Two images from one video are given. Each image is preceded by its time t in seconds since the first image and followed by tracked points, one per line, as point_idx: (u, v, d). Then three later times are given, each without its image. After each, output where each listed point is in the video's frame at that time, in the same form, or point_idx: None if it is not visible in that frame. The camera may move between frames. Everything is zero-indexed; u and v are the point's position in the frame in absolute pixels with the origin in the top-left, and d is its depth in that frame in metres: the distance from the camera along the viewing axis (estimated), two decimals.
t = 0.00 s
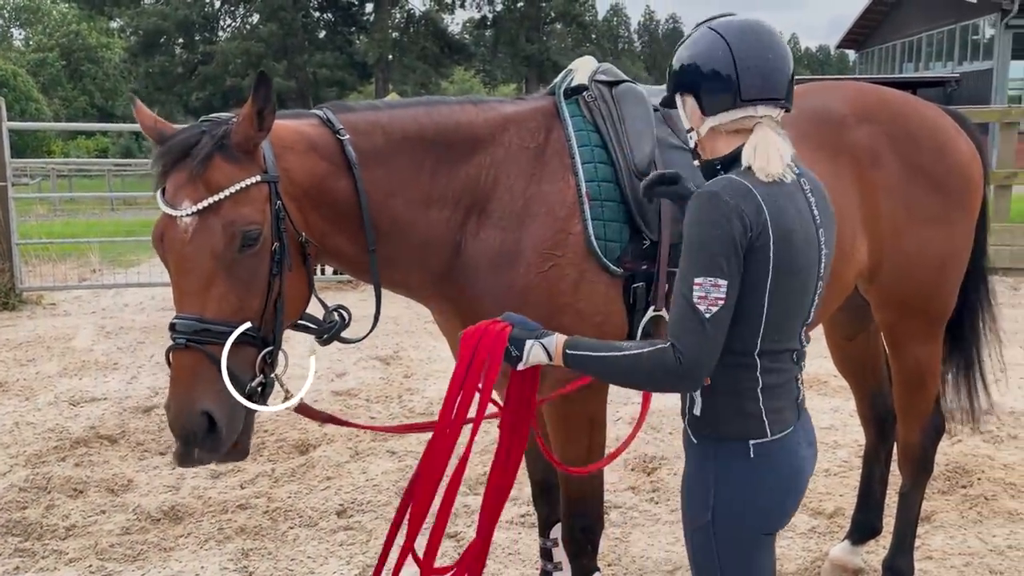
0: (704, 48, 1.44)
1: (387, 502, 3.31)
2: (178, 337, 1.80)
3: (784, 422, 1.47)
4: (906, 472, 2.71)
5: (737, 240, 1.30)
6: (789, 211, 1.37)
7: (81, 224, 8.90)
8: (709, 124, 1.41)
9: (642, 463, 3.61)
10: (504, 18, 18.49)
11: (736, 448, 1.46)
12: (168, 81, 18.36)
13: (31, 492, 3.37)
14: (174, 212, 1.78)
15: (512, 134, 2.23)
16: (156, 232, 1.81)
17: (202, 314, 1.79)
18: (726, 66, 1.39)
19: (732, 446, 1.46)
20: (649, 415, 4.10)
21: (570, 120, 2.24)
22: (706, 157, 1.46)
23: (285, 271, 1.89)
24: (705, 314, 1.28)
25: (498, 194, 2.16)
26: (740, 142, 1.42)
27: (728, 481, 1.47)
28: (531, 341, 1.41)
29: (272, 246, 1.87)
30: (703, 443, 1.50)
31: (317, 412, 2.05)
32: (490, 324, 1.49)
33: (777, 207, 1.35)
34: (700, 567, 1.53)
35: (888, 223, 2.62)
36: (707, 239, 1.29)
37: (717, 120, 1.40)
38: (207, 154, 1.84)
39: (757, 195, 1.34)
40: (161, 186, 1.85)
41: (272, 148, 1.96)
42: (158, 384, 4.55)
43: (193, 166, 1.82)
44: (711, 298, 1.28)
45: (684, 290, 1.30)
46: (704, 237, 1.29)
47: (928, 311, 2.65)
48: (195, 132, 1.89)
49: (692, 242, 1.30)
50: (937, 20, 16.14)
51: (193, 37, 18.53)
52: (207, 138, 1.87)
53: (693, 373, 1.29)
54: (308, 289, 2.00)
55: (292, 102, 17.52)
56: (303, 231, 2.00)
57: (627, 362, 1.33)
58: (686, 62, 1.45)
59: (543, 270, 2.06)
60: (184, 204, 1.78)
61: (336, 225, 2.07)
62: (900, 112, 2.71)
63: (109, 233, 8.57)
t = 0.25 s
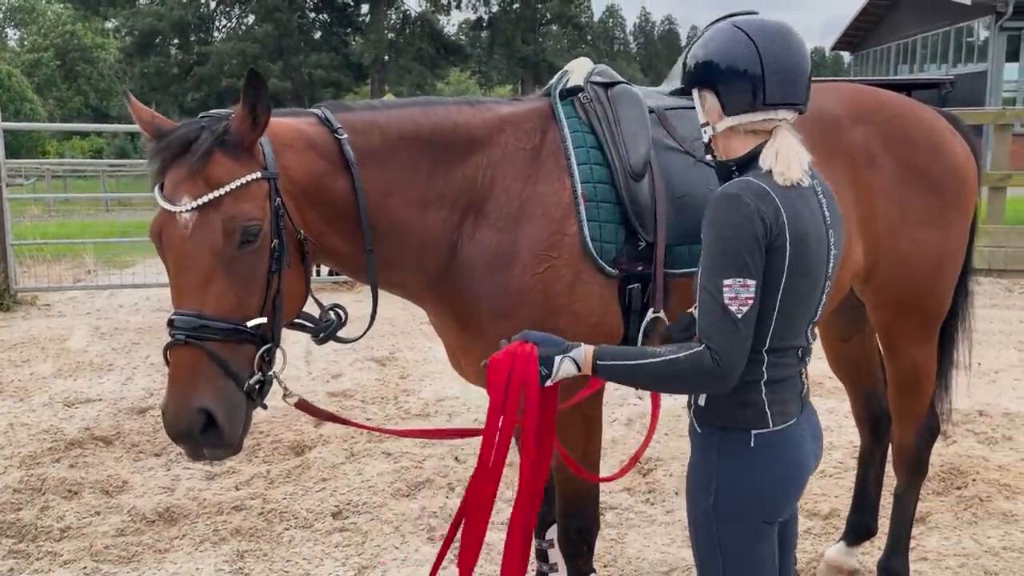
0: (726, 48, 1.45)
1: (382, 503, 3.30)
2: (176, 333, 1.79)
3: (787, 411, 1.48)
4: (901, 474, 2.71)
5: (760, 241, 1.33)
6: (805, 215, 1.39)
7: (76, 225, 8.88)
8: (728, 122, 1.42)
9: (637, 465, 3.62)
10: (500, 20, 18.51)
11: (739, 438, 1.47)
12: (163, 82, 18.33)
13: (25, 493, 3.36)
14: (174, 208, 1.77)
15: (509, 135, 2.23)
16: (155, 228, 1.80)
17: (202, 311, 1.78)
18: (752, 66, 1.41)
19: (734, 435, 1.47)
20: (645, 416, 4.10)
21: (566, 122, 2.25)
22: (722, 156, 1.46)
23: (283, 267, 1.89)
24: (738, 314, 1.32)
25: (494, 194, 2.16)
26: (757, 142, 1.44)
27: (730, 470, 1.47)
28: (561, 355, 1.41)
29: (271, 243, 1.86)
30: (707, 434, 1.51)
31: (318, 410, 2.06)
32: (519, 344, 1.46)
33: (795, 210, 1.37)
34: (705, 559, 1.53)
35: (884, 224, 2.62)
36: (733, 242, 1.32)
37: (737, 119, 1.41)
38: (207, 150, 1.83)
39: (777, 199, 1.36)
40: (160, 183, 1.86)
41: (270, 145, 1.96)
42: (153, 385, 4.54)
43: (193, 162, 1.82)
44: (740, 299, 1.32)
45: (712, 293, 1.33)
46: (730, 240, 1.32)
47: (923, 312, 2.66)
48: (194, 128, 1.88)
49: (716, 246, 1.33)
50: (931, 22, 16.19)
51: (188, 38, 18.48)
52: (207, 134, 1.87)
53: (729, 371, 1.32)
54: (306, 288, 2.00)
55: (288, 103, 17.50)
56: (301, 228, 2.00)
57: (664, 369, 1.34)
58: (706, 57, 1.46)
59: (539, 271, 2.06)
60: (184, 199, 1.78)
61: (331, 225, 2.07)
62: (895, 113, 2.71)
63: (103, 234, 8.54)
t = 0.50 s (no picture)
0: (750, 43, 1.45)
1: (380, 504, 3.30)
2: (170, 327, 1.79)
3: (806, 402, 1.49)
4: (898, 474, 2.71)
5: (786, 241, 1.33)
6: (827, 214, 1.40)
7: (73, 225, 8.87)
8: (751, 122, 1.43)
9: (634, 465, 3.61)
10: (497, 20, 18.51)
11: (758, 427, 1.48)
12: (160, 82, 18.31)
13: (22, 494, 3.36)
14: (170, 200, 1.77)
15: (506, 135, 2.23)
16: (151, 221, 1.80)
17: (195, 304, 1.78)
18: (776, 64, 1.41)
19: (755, 425, 1.48)
20: (643, 417, 4.11)
21: (564, 122, 2.25)
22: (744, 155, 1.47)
23: (278, 263, 1.89)
24: (765, 312, 1.32)
25: (492, 195, 2.16)
26: (778, 142, 1.45)
27: (748, 458, 1.48)
28: (594, 354, 1.41)
29: (266, 238, 1.86)
30: (728, 422, 1.51)
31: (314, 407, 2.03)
32: (553, 348, 1.47)
33: (819, 210, 1.39)
34: (711, 547, 1.53)
35: (881, 225, 2.63)
36: (760, 240, 1.32)
37: (762, 119, 1.42)
38: (205, 144, 1.83)
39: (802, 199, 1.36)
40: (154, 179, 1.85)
41: (269, 141, 1.96)
42: (150, 385, 4.53)
43: (191, 156, 1.82)
44: (768, 296, 1.32)
45: (740, 291, 1.33)
46: (757, 238, 1.33)
47: (920, 313, 2.66)
48: (191, 123, 1.88)
49: (742, 244, 1.34)
50: (928, 24, 16.22)
51: (185, 38, 18.45)
52: (205, 128, 1.87)
53: (760, 367, 1.33)
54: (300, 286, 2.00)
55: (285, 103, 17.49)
56: (297, 225, 1.99)
57: (692, 365, 1.34)
58: (730, 52, 1.46)
59: (536, 271, 2.06)
60: (180, 192, 1.77)
61: (328, 224, 2.06)
62: (893, 114, 2.72)
63: (100, 234, 8.53)
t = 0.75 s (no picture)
0: (779, 55, 1.49)
1: (377, 505, 3.30)
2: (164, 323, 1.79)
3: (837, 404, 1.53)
4: (896, 474, 2.72)
5: (830, 256, 1.39)
6: (862, 226, 1.46)
7: (70, 225, 8.85)
8: (791, 134, 1.48)
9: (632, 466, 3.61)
10: (495, 21, 18.50)
11: (794, 428, 1.51)
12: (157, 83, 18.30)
13: (18, 494, 3.35)
14: (166, 197, 1.77)
15: (505, 135, 2.23)
16: (147, 218, 1.80)
17: (188, 301, 1.78)
18: (808, 75, 1.46)
19: (791, 425, 1.51)
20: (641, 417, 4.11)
21: (562, 122, 2.25)
22: (778, 166, 1.51)
23: (273, 262, 1.89)
24: (815, 324, 1.39)
25: (491, 195, 2.16)
26: (812, 154, 1.50)
27: (783, 457, 1.51)
28: (656, 374, 1.46)
29: (261, 236, 1.86)
30: (764, 423, 1.54)
31: (309, 406, 2.02)
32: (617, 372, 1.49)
33: (855, 223, 1.44)
34: (723, 543, 1.56)
35: (879, 226, 2.63)
36: (806, 258, 1.37)
37: (803, 132, 1.47)
38: (202, 141, 1.83)
39: (840, 214, 1.42)
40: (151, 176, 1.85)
41: (267, 139, 1.95)
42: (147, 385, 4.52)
43: (188, 152, 1.82)
44: (816, 309, 1.38)
45: (790, 307, 1.39)
46: (802, 255, 1.38)
47: (918, 313, 2.66)
48: (189, 119, 1.88)
49: (788, 262, 1.39)
50: (926, 25, 16.23)
51: (183, 38, 18.44)
52: (203, 125, 1.87)
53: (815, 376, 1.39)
54: (295, 284, 2.00)
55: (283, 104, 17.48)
56: (293, 223, 1.99)
57: (753, 381, 1.39)
58: (761, 64, 1.50)
59: (535, 271, 2.06)
60: (176, 187, 1.77)
61: (326, 223, 2.06)
62: (892, 115, 2.72)
63: (98, 234, 8.52)
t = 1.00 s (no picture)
0: (801, 61, 1.52)
1: (375, 505, 3.30)
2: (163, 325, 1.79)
3: (861, 402, 1.58)
4: (893, 474, 2.73)
5: (875, 257, 1.42)
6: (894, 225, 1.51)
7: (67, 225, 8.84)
8: (821, 139, 1.49)
9: (630, 466, 3.62)
10: (493, 21, 18.50)
11: (825, 427, 1.54)
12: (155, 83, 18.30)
13: (16, 494, 3.35)
14: (163, 199, 1.77)
15: (503, 136, 2.23)
16: (145, 220, 1.80)
17: (186, 303, 1.78)
18: (833, 79, 1.48)
19: (822, 424, 1.54)
20: (639, 418, 4.11)
21: (560, 123, 2.25)
22: (805, 172, 1.53)
23: (271, 263, 1.89)
24: (868, 324, 1.42)
25: (488, 196, 2.17)
26: (841, 159, 1.52)
27: (813, 456, 1.54)
28: (720, 396, 1.46)
29: (259, 237, 1.86)
30: (793, 421, 1.56)
31: (305, 407, 2.02)
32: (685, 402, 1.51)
33: (889, 222, 1.48)
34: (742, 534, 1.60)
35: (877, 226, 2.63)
36: (855, 260, 1.40)
37: (834, 137, 1.49)
38: (200, 142, 1.83)
39: (877, 217, 1.46)
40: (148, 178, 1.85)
41: (264, 140, 1.95)
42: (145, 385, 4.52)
43: (186, 154, 1.82)
44: (867, 309, 1.42)
45: (842, 310, 1.41)
46: (850, 258, 1.41)
47: (916, 313, 2.67)
48: (188, 120, 1.88)
49: (837, 265, 1.41)
50: (923, 26, 16.25)
51: (181, 38, 18.43)
52: (201, 126, 1.87)
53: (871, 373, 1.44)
54: (293, 285, 2.00)
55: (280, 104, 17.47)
56: (291, 225, 1.99)
57: (814, 387, 1.41)
58: (784, 71, 1.52)
59: (533, 272, 2.06)
60: (174, 190, 1.77)
61: (324, 223, 2.06)
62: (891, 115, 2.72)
63: (95, 234, 8.51)
